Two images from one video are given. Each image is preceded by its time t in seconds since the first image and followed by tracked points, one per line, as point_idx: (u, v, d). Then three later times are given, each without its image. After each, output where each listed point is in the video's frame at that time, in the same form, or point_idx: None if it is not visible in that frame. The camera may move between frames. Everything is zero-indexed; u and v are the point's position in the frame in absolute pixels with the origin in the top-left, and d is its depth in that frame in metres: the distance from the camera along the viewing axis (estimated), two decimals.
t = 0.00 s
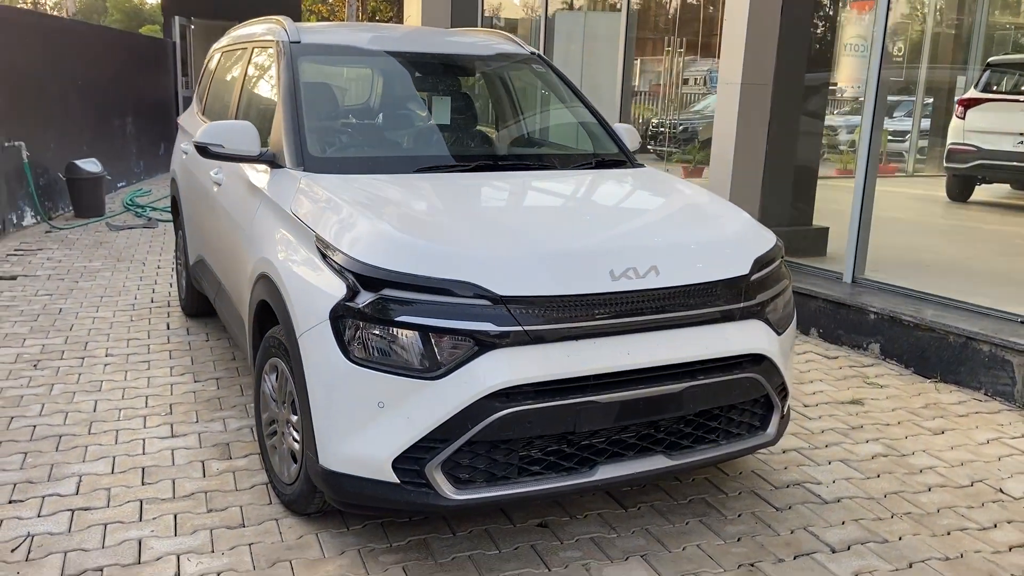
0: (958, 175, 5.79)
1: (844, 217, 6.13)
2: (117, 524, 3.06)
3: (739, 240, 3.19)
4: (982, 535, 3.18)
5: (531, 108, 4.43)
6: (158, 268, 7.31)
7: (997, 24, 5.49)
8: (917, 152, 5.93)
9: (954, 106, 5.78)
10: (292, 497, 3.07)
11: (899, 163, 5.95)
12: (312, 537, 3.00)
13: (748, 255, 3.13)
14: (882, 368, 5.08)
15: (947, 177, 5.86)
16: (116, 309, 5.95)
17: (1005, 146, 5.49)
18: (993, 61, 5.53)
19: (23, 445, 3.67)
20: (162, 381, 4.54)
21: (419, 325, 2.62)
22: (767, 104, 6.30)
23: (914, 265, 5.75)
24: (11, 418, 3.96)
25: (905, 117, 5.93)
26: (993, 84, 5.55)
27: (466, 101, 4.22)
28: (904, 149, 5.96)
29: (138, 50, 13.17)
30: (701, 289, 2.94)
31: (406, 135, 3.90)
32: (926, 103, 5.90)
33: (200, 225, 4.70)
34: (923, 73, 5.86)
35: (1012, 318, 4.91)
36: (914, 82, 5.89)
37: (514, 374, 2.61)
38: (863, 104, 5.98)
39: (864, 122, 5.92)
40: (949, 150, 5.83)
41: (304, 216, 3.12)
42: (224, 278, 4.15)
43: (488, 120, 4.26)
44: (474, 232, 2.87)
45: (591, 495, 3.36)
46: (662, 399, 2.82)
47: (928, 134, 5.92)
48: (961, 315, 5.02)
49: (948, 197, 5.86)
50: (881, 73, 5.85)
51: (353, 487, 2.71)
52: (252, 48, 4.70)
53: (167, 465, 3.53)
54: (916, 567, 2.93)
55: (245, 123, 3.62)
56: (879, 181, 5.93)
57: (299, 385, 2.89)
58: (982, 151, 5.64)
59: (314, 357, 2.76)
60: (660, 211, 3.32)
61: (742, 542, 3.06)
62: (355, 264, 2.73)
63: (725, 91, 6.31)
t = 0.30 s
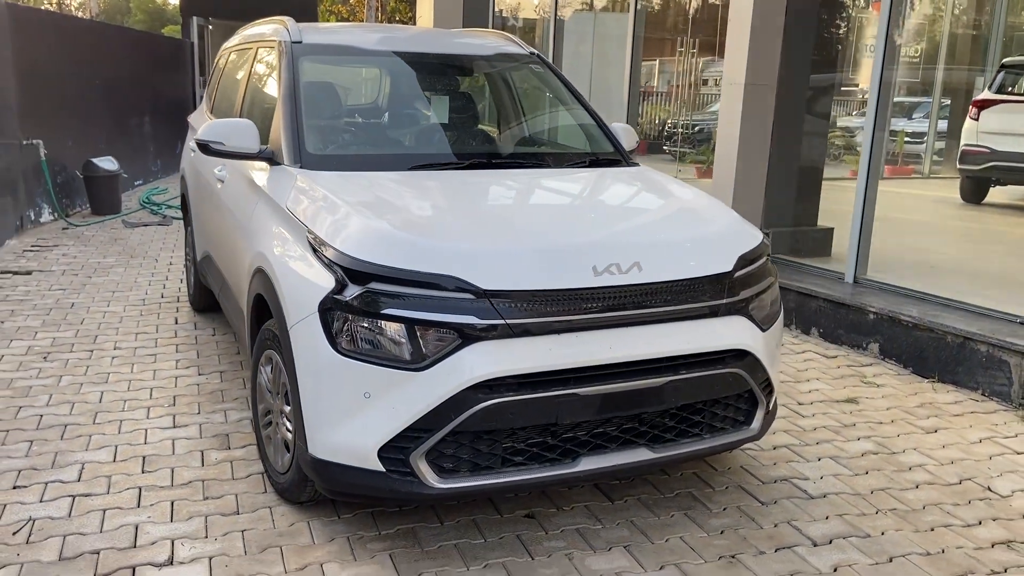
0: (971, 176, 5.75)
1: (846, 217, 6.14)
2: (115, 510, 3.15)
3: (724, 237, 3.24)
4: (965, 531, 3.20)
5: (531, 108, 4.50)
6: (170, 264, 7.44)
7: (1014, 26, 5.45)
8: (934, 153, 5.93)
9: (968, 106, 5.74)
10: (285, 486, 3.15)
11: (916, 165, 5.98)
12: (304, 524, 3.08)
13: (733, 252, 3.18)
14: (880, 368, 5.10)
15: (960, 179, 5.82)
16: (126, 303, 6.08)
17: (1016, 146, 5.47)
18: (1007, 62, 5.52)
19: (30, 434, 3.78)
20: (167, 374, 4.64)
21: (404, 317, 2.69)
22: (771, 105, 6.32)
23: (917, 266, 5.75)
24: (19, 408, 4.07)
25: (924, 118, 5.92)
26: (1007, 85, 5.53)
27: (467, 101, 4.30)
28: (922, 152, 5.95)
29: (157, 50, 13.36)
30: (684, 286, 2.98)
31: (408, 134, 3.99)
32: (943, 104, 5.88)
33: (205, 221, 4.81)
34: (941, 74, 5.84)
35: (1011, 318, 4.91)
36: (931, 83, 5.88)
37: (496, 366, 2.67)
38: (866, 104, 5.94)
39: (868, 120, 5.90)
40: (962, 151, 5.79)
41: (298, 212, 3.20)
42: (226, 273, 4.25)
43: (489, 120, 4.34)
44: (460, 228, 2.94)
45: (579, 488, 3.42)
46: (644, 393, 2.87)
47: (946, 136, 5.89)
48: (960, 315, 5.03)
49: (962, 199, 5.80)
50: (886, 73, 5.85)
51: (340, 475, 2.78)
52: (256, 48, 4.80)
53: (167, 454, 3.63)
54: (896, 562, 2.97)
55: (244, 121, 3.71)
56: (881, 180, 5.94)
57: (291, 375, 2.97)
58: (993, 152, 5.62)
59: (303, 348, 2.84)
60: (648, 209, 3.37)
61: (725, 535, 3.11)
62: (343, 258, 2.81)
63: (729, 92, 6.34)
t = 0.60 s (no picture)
0: (988, 179, 5.73)
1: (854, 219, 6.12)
2: (113, 500, 3.20)
3: (717, 236, 3.25)
4: (960, 533, 3.19)
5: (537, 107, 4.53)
6: (181, 261, 7.52)
7: None
8: (952, 157, 5.96)
9: (986, 108, 5.81)
10: (280, 478, 3.19)
11: (934, 168, 6.01)
12: (297, 517, 3.12)
13: (725, 251, 3.18)
14: (885, 370, 5.08)
15: (977, 182, 5.79)
16: (137, 299, 6.15)
17: None
18: None
19: (34, 425, 3.85)
20: (173, 368, 4.70)
21: (394, 312, 2.72)
22: (779, 106, 6.30)
23: (925, 268, 5.72)
24: (25, 400, 4.14)
25: (943, 121, 5.98)
26: None
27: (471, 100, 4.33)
28: (940, 155, 6.00)
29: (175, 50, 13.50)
30: (676, 284, 2.99)
31: (413, 131, 4.03)
32: (964, 106, 5.94)
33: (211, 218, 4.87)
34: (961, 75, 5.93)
35: (1018, 321, 4.86)
36: (951, 86, 5.95)
37: (485, 362, 2.69)
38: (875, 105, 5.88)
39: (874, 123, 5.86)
40: (979, 154, 5.80)
41: (295, 208, 3.24)
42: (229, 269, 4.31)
43: (495, 120, 4.37)
44: (453, 224, 2.97)
45: (573, 485, 3.43)
46: (634, 389, 2.89)
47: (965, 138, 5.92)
48: (966, 318, 5.00)
49: (980, 203, 5.76)
50: (893, 74, 5.80)
51: (331, 468, 2.81)
52: (262, 47, 4.86)
53: (167, 446, 3.68)
54: (887, 562, 2.96)
55: (246, 118, 3.76)
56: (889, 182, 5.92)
57: (285, 369, 3.01)
58: (1009, 155, 5.61)
59: (296, 342, 2.88)
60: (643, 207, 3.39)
61: (717, 533, 3.13)
62: (336, 253, 2.84)
63: (737, 92, 6.33)
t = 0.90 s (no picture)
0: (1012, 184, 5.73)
1: (869, 222, 6.03)
2: (109, 498, 3.20)
3: (720, 238, 3.19)
4: (967, 543, 3.11)
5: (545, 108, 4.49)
6: (194, 261, 7.56)
7: None
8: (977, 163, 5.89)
9: (1009, 112, 5.77)
10: (275, 478, 3.17)
11: (958, 173, 5.93)
12: (292, 517, 3.10)
13: (726, 253, 3.12)
14: (898, 377, 4.99)
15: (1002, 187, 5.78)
16: (148, 298, 6.18)
17: None
18: None
19: (38, 422, 3.86)
20: (180, 367, 4.71)
21: (386, 312, 2.69)
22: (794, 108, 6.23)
23: (942, 273, 5.61)
24: (30, 397, 4.16)
25: (969, 126, 5.91)
26: None
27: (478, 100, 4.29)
28: (965, 160, 5.93)
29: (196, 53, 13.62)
30: (675, 285, 2.94)
31: (420, 132, 4.02)
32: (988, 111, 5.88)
33: (219, 217, 4.89)
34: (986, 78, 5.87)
35: None
36: (975, 89, 5.89)
37: (478, 363, 2.65)
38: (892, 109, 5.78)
39: (890, 129, 5.73)
40: (1003, 158, 5.79)
41: (293, 207, 3.23)
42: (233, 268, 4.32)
43: (503, 121, 4.35)
44: (448, 224, 2.94)
45: (572, 489, 3.39)
46: (631, 392, 2.84)
47: (991, 143, 5.87)
48: (982, 323, 4.89)
49: (1002, 207, 5.70)
50: (908, 78, 5.66)
51: (323, 469, 2.79)
52: (270, 47, 4.86)
53: (168, 445, 3.68)
54: (890, 572, 2.89)
55: (248, 117, 3.76)
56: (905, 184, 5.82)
57: (280, 369, 2.99)
58: None
59: (289, 341, 2.86)
60: (645, 208, 3.34)
61: (716, 539, 3.07)
62: (329, 252, 2.82)
63: (751, 94, 6.26)
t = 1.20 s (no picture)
0: None
1: (887, 226, 5.91)
2: (103, 500, 3.18)
3: (723, 242, 3.11)
4: (978, 558, 3.00)
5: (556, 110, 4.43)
6: (208, 263, 7.57)
7: None
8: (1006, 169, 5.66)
9: None
10: (269, 482, 3.13)
11: (987, 178, 5.74)
12: (285, 522, 3.06)
13: (727, 257, 3.05)
14: (914, 385, 4.87)
15: None
16: (160, 300, 6.19)
17: None
18: None
19: (39, 423, 3.86)
20: (185, 368, 4.70)
21: (376, 315, 2.64)
22: (812, 111, 6.12)
23: (962, 280, 5.47)
24: (33, 398, 4.16)
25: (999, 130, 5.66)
26: None
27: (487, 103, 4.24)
28: (994, 165, 5.71)
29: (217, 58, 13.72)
30: (675, 290, 2.87)
31: (427, 134, 3.97)
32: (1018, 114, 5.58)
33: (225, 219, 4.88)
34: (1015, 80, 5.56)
35: None
36: (1004, 91, 5.62)
37: (468, 368, 2.59)
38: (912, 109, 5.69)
39: (909, 129, 5.66)
40: None
41: (289, 208, 3.20)
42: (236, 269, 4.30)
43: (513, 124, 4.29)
44: (443, 226, 2.88)
45: (571, 497, 3.32)
46: (627, 399, 2.77)
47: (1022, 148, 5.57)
48: (1003, 332, 4.76)
49: None
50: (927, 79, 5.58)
51: (313, 474, 2.74)
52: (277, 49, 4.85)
53: (166, 447, 3.65)
54: None
55: (249, 118, 3.75)
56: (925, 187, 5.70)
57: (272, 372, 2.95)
58: None
59: (280, 343, 2.82)
60: (648, 211, 3.27)
61: (716, 551, 2.99)
62: (321, 253, 2.78)
63: (767, 96, 6.17)
